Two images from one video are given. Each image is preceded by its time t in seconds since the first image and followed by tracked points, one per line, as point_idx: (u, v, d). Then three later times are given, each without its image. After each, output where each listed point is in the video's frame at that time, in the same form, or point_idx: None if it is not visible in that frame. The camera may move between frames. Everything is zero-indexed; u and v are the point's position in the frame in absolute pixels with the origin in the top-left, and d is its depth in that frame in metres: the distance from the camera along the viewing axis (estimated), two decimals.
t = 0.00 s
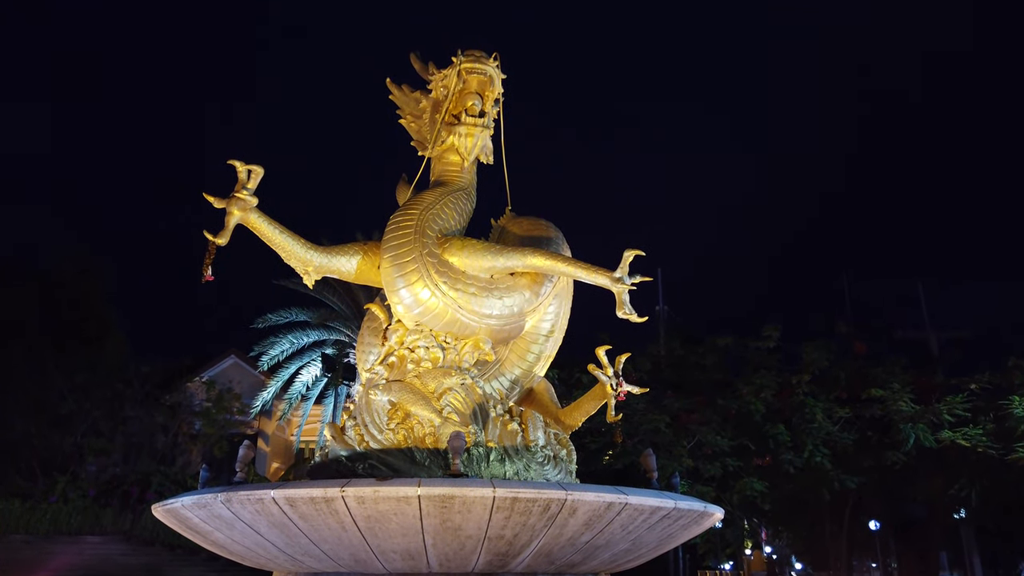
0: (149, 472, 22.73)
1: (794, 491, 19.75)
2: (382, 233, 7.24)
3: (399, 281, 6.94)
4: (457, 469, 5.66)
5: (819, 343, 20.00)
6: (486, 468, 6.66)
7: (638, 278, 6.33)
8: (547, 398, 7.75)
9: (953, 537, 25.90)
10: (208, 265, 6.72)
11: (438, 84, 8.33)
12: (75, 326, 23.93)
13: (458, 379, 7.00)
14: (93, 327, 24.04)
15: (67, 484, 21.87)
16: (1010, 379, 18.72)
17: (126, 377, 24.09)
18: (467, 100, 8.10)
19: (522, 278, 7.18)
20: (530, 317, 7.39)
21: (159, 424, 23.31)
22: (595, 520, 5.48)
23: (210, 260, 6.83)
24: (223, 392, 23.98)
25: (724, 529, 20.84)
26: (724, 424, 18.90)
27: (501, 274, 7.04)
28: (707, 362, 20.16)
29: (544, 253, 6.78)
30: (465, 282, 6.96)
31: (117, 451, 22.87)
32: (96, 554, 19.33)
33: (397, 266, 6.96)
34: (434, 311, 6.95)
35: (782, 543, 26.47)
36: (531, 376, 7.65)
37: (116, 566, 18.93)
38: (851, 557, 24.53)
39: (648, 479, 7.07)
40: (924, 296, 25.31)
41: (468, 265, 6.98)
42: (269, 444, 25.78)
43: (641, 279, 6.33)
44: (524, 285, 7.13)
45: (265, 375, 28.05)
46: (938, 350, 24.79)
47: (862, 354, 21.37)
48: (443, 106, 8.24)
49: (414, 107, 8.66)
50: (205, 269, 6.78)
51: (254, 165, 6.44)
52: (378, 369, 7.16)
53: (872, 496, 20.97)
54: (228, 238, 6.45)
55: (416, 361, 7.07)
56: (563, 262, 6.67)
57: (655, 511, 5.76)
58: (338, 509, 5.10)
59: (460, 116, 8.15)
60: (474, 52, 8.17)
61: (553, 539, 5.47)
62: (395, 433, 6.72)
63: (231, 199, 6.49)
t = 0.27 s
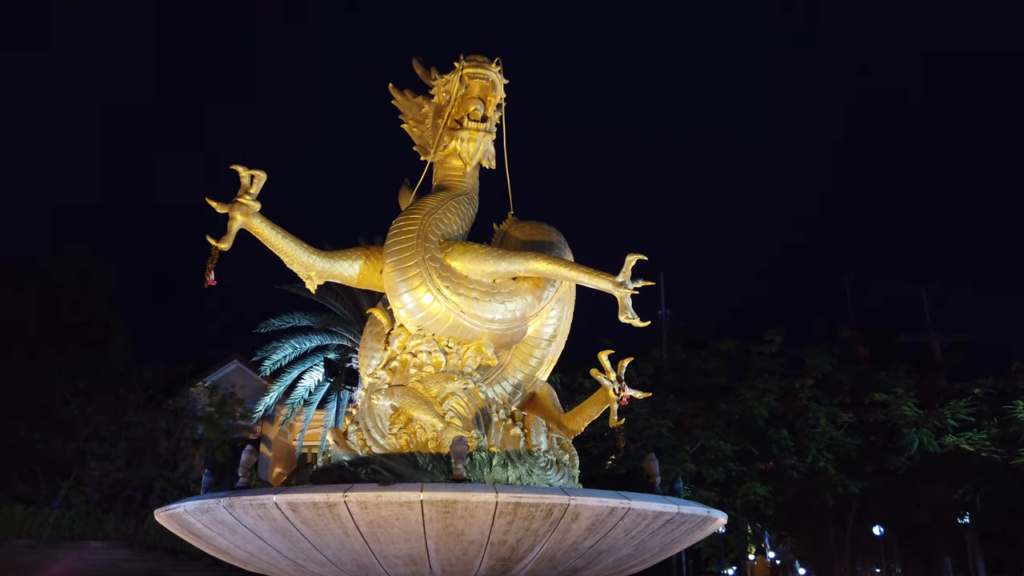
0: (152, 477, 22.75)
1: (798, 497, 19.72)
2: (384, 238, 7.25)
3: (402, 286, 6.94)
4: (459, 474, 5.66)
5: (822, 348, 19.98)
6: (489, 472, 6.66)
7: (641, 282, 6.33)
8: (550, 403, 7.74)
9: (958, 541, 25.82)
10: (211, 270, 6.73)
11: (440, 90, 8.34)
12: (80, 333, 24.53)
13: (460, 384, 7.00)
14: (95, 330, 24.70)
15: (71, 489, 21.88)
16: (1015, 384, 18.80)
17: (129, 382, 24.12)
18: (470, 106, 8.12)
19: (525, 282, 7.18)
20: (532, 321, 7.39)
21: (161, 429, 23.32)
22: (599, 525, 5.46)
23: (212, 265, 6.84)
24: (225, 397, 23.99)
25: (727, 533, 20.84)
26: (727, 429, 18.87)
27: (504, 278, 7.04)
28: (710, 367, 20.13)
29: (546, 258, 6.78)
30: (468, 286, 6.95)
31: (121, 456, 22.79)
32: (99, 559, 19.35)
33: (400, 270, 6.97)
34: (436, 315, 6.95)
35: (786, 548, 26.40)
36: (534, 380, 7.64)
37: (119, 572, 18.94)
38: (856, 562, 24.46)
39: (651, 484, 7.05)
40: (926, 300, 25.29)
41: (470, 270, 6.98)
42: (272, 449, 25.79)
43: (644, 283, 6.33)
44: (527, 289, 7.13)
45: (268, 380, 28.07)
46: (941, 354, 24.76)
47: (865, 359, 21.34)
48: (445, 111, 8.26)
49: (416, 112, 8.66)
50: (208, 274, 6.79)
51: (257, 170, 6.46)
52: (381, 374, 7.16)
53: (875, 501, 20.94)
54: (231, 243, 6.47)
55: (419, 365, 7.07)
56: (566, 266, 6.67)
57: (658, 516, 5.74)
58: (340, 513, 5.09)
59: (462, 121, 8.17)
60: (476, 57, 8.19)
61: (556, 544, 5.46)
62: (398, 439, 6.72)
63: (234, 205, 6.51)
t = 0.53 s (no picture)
0: (156, 482, 22.73)
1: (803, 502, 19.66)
2: (387, 242, 7.25)
3: (405, 290, 6.94)
4: (463, 478, 5.65)
5: (827, 352, 19.94)
6: (492, 477, 6.65)
7: (644, 286, 6.33)
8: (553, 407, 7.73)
9: (964, 546, 25.72)
10: (215, 274, 6.73)
11: (443, 94, 8.35)
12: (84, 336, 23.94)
13: (464, 388, 6.99)
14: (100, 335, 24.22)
15: (75, 494, 21.88)
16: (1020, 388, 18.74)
17: (134, 387, 24.35)
18: (473, 110, 8.12)
19: (528, 287, 7.18)
20: (536, 326, 7.39)
21: (165, 434, 23.41)
22: (602, 530, 5.45)
23: (216, 269, 6.84)
24: (229, 402, 24.02)
25: (732, 538, 20.78)
26: (731, 433, 18.82)
27: (507, 282, 7.04)
28: (714, 371, 20.05)
29: (549, 262, 6.79)
30: (471, 291, 6.95)
31: (124, 461, 22.89)
32: (103, 564, 19.35)
33: (403, 275, 6.97)
34: (440, 319, 6.95)
35: (790, 553, 26.35)
36: (537, 385, 7.64)
37: None
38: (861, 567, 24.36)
39: (655, 488, 7.04)
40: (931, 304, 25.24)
41: (473, 274, 6.98)
42: (276, 453, 25.82)
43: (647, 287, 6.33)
44: (530, 294, 7.13)
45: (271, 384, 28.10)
46: (946, 358, 24.70)
47: (870, 363, 21.27)
48: (449, 116, 8.26)
49: (419, 117, 8.67)
50: (212, 279, 6.79)
51: (261, 175, 6.47)
52: (384, 378, 7.15)
53: (881, 506, 20.87)
54: (235, 248, 6.48)
55: (422, 370, 7.07)
56: (569, 270, 6.68)
57: (663, 520, 5.72)
58: (344, 518, 5.09)
59: (466, 126, 8.17)
60: (479, 62, 8.20)
61: (560, 549, 5.45)
62: (401, 443, 6.71)
63: (238, 209, 6.51)
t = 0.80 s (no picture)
0: (161, 486, 22.72)
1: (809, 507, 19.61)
2: (392, 246, 7.26)
3: (410, 294, 6.94)
4: (468, 482, 5.65)
5: (832, 355, 19.88)
6: (497, 481, 6.64)
7: (649, 290, 6.32)
8: (558, 411, 7.73)
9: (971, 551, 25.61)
10: (220, 279, 6.75)
11: (447, 98, 8.36)
12: (89, 340, 23.66)
13: (469, 392, 6.98)
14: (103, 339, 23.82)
15: (81, 498, 22.09)
16: None
17: (139, 391, 24.35)
18: (477, 114, 8.13)
19: (533, 291, 7.18)
20: (540, 329, 7.38)
21: (170, 437, 23.54)
22: (608, 534, 5.44)
23: (222, 274, 6.86)
24: (234, 406, 24.04)
25: (738, 543, 20.72)
26: (736, 437, 18.76)
27: (512, 286, 7.04)
28: (720, 374, 19.98)
29: (554, 265, 6.79)
30: (476, 294, 6.96)
31: (130, 465, 22.99)
32: (109, 568, 19.39)
33: (408, 279, 6.97)
34: (444, 323, 6.94)
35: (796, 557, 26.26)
36: (542, 388, 7.63)
37: None
38: (868, 571, 24.25)
39: (660, 492, 7.03)
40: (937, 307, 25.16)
41: (478, 278, 6.99)
42: (281, 457, 25.85)
43: (652, 290, 6.32)
44: (535, 297, 7.14)
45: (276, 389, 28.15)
46: (953, 361, 24.61)
47: (876, 367, 21.18)
48: (453, 120, 8.27)
49: (424, 121, 8.68)
50: (218, 283, 6.81)
51: (266, 180, 6.49)
52: (389, 382, 7.15)
53: (888, 510, 20.78)
54: (240, 252, 6.49)
55: (426, 374, 7.06)
56: (574, 273, 6.69)
57: (669, 525, 5.70)
58: (349, 522, 5.09)
59: (470, 130, 8.17)
60: (484, 66, 8.21)
61: (565, 553, 5.44)
62: (406, 447, 6.71)
63: (243, 214, 6.53)
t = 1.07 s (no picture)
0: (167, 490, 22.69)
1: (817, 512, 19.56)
2: (397, 250, 7.26)
3: (415, 298, 6.94)
4: (474, 486, 5.65)
5: (838, 358, 19.82)
6: (503, 485, 6.63)
7: (654, 293, 6.32)
8: (564, 415, 7.72)
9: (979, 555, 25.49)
10: (226, 283, 6.77)
11: (452, 103, 8.38)
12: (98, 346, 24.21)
13: (474, 396, 6.98)
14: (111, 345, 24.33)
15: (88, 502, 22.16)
16: None
17: (148, 395, 23.94)
18: (482, 118, 8.14)
19: (538, 294, 7.19)
20: (546, 333, 7.38)
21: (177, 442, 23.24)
22: (614, 538, 5.42)
23: (228, 278, 6.88)
24: (241, 410, 24.09)
25: (745, 547, 20.65)
26: (743, 441, 18.70)
27: (517, 290, 7.04)
28: (726, 378, 19.95)
29: (559, 269, 6.79)
30: (481, 298, 6.96)
31: (137, 470, 22.69)
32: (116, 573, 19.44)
33: (413, 283, 6.97)
34: (450, 327, 6.94)
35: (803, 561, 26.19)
36: (548, 392, 7.62)
37: None
38: None
39: (667, 496, 7.00)
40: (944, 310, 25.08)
41: (483, 282, 6.99)
42: (287, 461, 25.90)
43: (657, 294, 6.32)
44: (540, 301, 7.13)
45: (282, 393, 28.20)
46: (960, 364, 24.52)
47: (884, 370, 21.11)
48: (458, 124, 8.28)
49: (429, 125, 8.69)
50: (224, 288, 6.83)
51: (271, 185, 6.50)
52: (395, 386, 7.15)
53: (895, 514, 20.71)
54: (246, 256, 6.51)
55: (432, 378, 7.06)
56: (579, 277, 6.69)
57: (675, 529, 5.68)
58: (355, 527, 5.09)
59: (475, 134, 8.18)
60: (488, 71, 8.22)
61: (571, 558, 5.42)
62: (412, 451, 6.71)
63: (249, 218, 6.56)
